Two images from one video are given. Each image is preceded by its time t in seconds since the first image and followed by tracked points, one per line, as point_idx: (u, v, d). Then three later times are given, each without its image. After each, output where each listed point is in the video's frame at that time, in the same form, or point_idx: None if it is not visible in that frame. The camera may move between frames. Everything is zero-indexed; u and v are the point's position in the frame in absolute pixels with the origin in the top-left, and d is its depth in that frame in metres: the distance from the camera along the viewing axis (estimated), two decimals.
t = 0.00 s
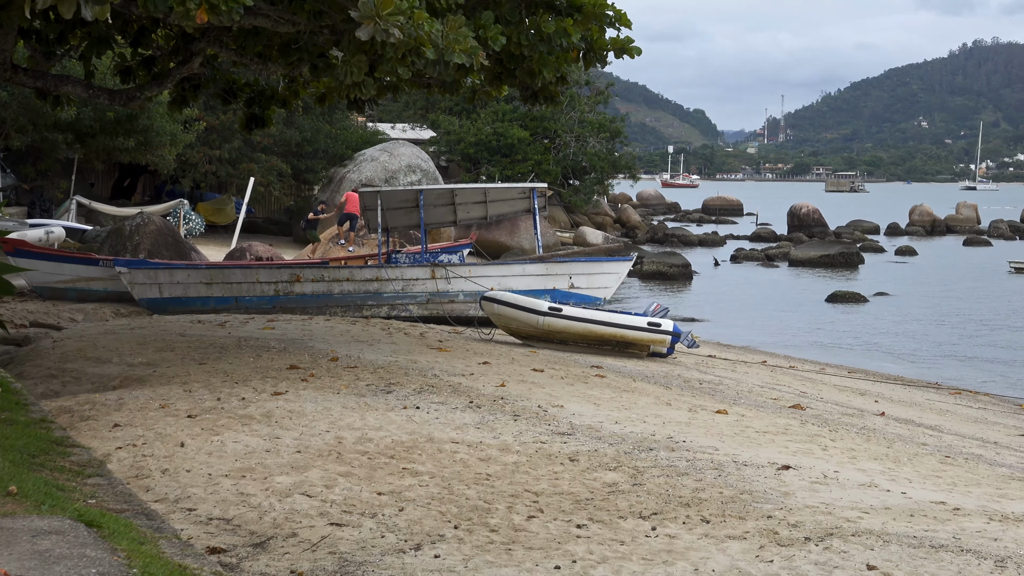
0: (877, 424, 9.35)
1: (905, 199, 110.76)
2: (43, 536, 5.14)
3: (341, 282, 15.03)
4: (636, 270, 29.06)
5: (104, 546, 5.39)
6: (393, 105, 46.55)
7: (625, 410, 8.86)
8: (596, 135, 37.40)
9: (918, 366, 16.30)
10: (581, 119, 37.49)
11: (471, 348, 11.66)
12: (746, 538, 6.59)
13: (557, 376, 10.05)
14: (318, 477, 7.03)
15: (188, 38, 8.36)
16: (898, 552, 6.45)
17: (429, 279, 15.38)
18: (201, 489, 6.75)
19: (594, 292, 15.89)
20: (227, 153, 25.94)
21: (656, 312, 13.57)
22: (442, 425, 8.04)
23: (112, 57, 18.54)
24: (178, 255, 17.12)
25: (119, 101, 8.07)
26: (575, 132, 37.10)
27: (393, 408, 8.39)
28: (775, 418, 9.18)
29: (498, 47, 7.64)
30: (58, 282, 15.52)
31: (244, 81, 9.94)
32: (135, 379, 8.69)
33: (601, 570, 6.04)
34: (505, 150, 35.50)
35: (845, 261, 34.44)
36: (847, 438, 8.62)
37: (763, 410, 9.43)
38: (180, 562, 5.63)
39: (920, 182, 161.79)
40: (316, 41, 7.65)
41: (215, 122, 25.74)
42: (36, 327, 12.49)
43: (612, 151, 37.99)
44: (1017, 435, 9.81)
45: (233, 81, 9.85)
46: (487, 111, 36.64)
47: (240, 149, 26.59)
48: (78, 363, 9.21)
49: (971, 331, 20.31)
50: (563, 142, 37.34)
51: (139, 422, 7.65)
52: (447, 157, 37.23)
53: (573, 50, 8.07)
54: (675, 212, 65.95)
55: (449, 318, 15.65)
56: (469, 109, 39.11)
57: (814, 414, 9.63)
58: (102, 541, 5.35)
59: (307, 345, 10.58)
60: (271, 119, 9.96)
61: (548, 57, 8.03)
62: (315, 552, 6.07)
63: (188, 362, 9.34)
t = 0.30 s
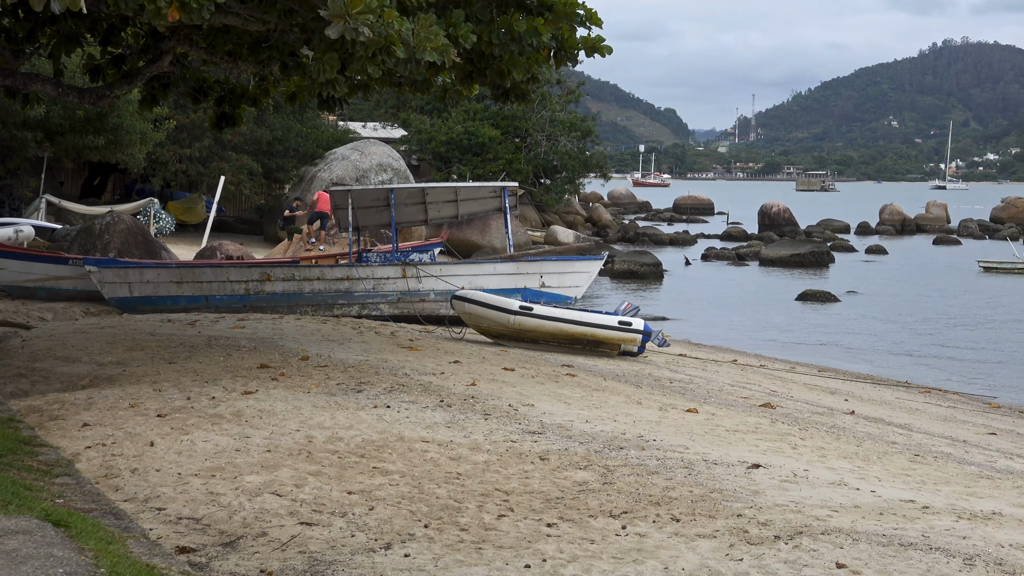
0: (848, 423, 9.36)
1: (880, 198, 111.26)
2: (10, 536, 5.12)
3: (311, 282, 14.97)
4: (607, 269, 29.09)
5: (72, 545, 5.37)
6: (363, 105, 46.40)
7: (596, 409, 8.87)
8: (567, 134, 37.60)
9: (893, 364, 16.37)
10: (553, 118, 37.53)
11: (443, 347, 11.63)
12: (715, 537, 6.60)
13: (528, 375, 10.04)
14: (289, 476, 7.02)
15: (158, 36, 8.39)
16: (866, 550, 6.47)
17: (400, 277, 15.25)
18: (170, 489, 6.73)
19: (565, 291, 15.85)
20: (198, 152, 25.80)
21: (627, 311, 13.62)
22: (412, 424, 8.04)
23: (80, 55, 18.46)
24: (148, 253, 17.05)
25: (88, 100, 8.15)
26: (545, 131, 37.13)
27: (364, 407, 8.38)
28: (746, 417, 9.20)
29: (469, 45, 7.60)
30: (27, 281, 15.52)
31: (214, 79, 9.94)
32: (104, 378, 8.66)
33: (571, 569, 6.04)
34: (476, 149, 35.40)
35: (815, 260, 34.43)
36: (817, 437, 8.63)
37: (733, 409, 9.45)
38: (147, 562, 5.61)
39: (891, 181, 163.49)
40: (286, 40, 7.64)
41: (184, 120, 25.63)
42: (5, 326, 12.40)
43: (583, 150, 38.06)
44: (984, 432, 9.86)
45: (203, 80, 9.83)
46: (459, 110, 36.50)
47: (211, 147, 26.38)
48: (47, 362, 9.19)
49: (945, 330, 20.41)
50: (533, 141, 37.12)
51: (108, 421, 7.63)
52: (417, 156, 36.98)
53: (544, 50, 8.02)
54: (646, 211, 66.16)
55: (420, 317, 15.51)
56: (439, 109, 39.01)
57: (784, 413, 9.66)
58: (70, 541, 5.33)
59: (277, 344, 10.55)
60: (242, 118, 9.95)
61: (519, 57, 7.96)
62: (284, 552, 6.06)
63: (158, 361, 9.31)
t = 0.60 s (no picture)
0: (818, 421, 9.37)
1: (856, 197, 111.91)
2: None
3: (281, 281, 14.99)
4: (578, 268, 29.15)
5: (38, 546, 5.34)
6: (334, 101, 46.19)
7: (566, 408, 8.88)
8: (537, 133, 37.21)
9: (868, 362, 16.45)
10: (523, 117, 37.39)
11: (414, 346, 11.63)
12: (685, 535, 6.61)
13: (497, 374, 10.05)
14: (258, 476, 7.01)
15: (127, 35, 8.40)
16: (836, 548, 6.49)
17: (370, 276, 15.28)
18: (139, 489, 6.71)
19: (534, 289, 15.82)
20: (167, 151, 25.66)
21: (597, 310, 13.83)
22: (382, 423, 8.03)
23: (47, 55, 18.51)
24: (117, 253, 17.06)
25: (56, 98, 8.15)
26: (516, 130, 36.92)
27: (334, 406, 8.37)
28: (716, 416, 9.19)
29: (438, 44, 7.58)
30: None
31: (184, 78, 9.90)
32: (73, 378, 8.62)
33: (541, 568, 6.04)
34: (446, 148, 35.37)
35: (785, 258, 34.43)
36: (786, 435, 8.65)
37: (703, 408, 9.47)
38: (115, 562, 5.59)
39: (860, 180, 168.54)
40: (255, 38, 7.62)
41: (154, 118, 25.48)
42: None
43: (554, 149, 38.02)
44: (951, 429, 9.91)
45: (172, 79, 9.81)
46: (429, 108, 36.30)
47: (181, 147, 26.24)
48: (15, 362, 9.14)
49: (919, 328, 20.55)
50: (504, 140, 37.06)
51: (76, 421, 7.60)
52: (387, 155, 36.84)
53: (514, 49, 7.96)
54: (617, 210, 66.48)
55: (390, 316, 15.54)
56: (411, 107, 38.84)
57: (754, 411, 9.67)
58: (36, 542, 5.29)
59: (247, 344, 10.52)
60: (211, 118, 9.97)
61: (488, 56, 7.92)
62: (254, 551, 6.05)
63: (127, 361, 9.29)
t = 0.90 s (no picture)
0: (784, 418, 9.37)
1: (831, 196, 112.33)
2: None
3: (249, 281, 14.96)
4: (546, 267, 29.15)
5: (2, 547, 5.30)
6: (301, 102, 45.73)
7: (534, 408, 8.87)
8: (506, 132, 37.67)
9: (841, 361, 16.51)
10: (491, 116, 37.66)
11: (382, 346, 11.63)
12: (653, 534, 6.61)
13: (466, 373, 10.05)
14: (225, 476, 6.99)
15: (94, 33, 8.37)
16: (803, 546, 6.50)
17: (338, 276, 15.36)
18: (105, 489, 6.68)
19: (503, 288, 16.24)
20: (135, 150, 25.48)
21: (566, 309, 13.83)
22: (350, 423, 8.03)
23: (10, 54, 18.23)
24: (85, 252, 16.96)
25: (23, 98, 8.11)
26: (484, 129, 37.07)
27: (302, 406, 8.36)
28: (685, 415, 9.18)
29: (406, 44, 7.58)
30: None
31: (151, 78, 9.88)
32: (40, 378, 8.59)
33: (509, 567, 6.04)
34: (414, 147, 35.24)
35: (754, 257, 34.49)
36: (754, 434, 8.67)
37: (670, 407, 9.47)
38: (80, 563, 5.56)
39: (828, 179, 170.52)
40: (223, 37, 7.61)
41: (122, 118, 25.29)
42: None
43: (522, 148, 38.35)
44: (917, 426, 9.97)
45: (139, 79, 9.82)
46: (397, 108, 36.09)
47: (147, 146, 26.06)
48: None
49: (891, 326, 20.68)
50: (473, 139, 37.15)
51: (42, 421, 7.58)
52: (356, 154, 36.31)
53: (482, 47, 7.92)
54: (586, 209, 66.70)
55: (359, 315, 15.62)
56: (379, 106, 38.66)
57: (721, 410, 9.66)
58: (0, 544, 5.25)
59: (215, 343, 10.52)
60: (178, 118, 9.95)
61: (456, 55, 7.89)
62: (221, 552, 6.03)
63: (95, 361, 9.27)
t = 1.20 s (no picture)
0: (750, 418, 9.36)
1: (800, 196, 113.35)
2: None
3: (215, 281, 14.93)
4: (513, 267, 29.16)
5: None
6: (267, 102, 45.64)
7: (500, 408, 8.86)
8: (473, 131, 37.55)
9: (812, 360, 16.58)
10: (458, 116, 37.83)
11: (349, 346, 11.64)
12: (619, 534, 6.61)
13: (433, 373, 10.05)
14: (191, 477, 6.97)
15: (59, 33, 8.33)
16: (769, 545, 6.50)
17: (305, 276, 15.33)
18: (70, 491, 6.64)
19: (470, 289, 16.03)
20: (100, 150, 25.37)
21: (531, 309, 13.81)
22: (316, 424, 8.01)
23: None
24: (50, 253, 16.91)
25: None
26: (452, 128, 37.09)
27: (268, 406, 8.35)
28: (652, 414, 9.20)
29: (372, 44, 7.57)
30: None
31: (116, 78, 9.87)
32: (3, 379, 8.55)
33: (476, 568, 6.03)
34: (382, 147, 35.46)
35: (720, 257, 34.70)
36: (720, 434, 8.68)
37: (637, 407, 9.47)
38: (43, 565, 5.52)
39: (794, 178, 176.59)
40: (188, 37, 7.60)
41: (87, 118, 25.16)
42: None
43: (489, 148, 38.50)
44: (883, 425, 9.98)
45: (104, 78, 9.81)
46: (363, 108, 36.14)
47: (113, 146, 25.95)
48: None
49: (868, 326, 20.76)
50: (440, 139, 37.13)
51: (6, 423, 7.55)
52: (322, 154, 36.48)
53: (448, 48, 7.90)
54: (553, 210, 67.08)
55: (326, 316, 15.60)
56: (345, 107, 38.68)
57: (688, 410, 9.65)
58: None
59: (181, 344, 10.51)
60: (144, 118, 9.93)
61: (422, 55, 7.87)
62: (187, 553, 6.00)
63: (59, 362, 9.23)
